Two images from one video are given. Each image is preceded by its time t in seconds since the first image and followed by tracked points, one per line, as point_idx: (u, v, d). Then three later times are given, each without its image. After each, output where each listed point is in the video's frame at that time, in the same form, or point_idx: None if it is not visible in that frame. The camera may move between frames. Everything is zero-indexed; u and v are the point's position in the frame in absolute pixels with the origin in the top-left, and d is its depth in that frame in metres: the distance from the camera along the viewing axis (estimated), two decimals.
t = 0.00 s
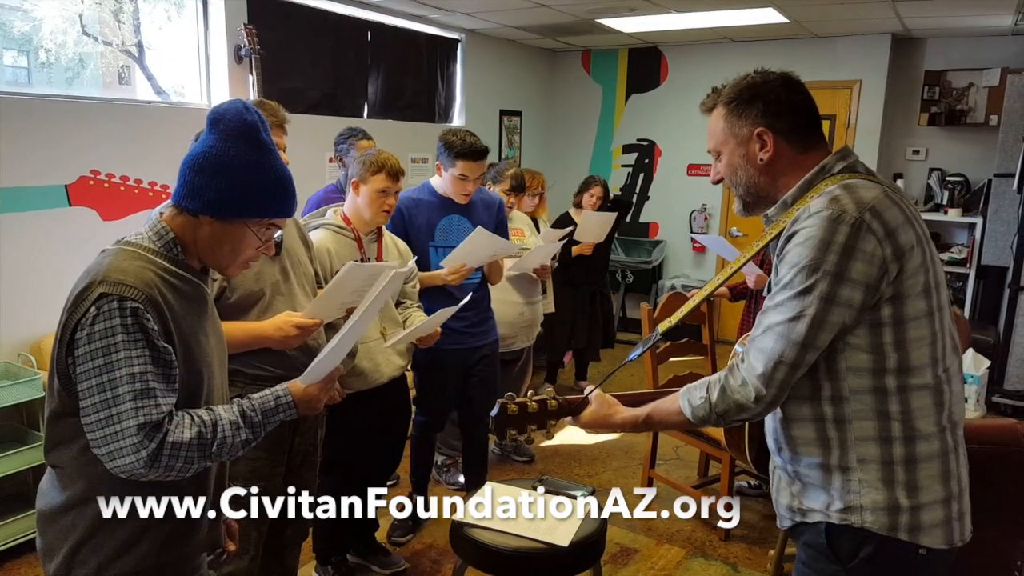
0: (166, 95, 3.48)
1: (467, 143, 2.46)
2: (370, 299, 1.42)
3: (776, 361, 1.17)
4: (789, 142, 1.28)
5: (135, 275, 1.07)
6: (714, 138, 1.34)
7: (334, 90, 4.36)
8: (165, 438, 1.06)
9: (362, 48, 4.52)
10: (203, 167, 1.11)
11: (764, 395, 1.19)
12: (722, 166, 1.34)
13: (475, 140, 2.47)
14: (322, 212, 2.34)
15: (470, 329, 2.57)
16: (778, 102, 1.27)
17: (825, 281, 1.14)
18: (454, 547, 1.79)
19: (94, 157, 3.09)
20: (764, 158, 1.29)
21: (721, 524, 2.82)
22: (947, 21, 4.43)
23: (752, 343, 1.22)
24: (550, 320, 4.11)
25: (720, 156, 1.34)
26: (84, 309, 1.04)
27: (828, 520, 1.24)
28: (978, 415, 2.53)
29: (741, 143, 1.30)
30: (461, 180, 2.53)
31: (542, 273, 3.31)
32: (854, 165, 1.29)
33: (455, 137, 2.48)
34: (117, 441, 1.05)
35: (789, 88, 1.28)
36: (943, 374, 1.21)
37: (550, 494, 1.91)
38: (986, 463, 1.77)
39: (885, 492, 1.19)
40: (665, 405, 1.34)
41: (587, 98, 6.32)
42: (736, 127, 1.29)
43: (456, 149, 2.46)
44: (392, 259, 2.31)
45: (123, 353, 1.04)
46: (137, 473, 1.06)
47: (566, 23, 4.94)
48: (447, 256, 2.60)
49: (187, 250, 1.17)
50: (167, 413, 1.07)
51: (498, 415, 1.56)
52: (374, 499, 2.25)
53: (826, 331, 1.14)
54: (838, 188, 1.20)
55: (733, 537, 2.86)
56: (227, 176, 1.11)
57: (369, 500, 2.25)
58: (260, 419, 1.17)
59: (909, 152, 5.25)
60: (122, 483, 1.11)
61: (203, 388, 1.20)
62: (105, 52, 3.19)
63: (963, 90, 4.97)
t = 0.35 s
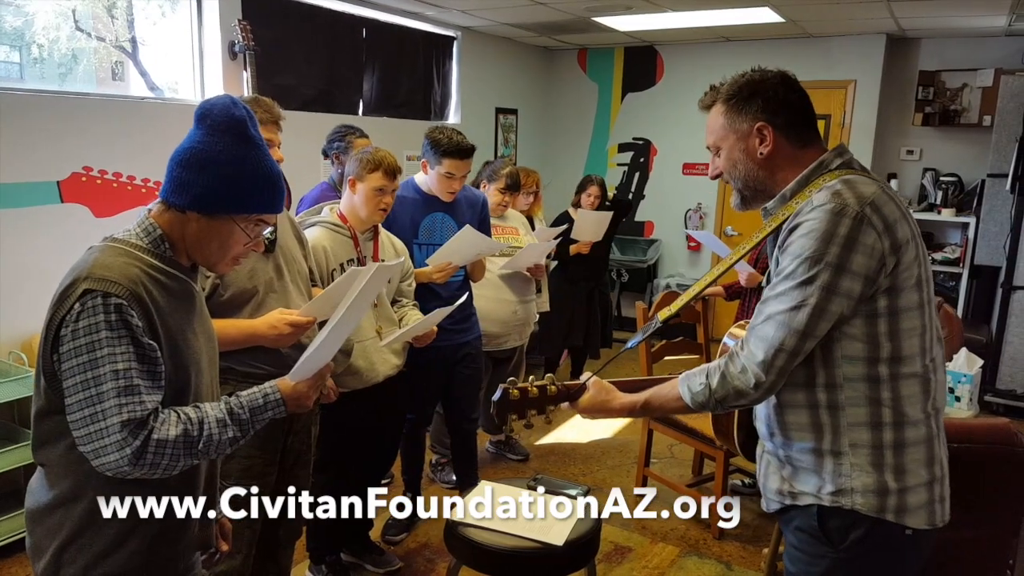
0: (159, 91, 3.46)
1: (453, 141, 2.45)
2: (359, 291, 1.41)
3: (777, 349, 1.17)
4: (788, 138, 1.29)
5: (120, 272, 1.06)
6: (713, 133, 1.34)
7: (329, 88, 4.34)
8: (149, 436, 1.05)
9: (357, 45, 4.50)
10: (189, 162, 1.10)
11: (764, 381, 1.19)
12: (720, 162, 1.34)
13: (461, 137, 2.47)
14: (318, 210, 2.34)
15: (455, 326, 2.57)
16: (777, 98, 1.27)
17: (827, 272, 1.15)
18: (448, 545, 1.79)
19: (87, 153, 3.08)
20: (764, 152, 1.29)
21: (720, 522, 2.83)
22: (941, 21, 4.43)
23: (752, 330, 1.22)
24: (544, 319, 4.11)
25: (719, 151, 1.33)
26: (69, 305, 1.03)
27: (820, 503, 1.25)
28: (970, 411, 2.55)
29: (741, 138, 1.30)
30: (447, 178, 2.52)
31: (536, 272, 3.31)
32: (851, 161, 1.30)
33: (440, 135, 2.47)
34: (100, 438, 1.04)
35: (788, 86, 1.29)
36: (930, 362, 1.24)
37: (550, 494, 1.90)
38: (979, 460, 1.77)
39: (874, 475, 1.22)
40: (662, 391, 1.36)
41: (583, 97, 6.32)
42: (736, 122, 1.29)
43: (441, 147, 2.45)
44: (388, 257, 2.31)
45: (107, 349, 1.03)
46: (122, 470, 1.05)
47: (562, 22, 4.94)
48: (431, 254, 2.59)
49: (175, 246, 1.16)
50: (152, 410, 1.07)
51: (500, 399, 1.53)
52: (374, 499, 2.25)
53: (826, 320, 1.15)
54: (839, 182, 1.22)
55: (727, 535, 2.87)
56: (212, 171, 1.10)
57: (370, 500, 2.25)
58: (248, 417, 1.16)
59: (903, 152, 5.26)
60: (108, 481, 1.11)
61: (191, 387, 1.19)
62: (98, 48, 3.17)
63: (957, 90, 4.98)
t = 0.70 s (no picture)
0: (152, 89, 3.44)
1: (449, 138, 2.43)
2: (349, 286, 1.41)
3: (781, 339, 1.17)
4: (793, 133, 1.29)
5: (108, 270, 1.05)
6: (718, 127, 1.33)
7: (321, 85, 4.32)
8: (138, 434, 1.04)
9: (350, 42, 4.48)
10: (177, 158, 1.09)
11: (765, 370, 1.19)
12: (725, 155, 1.34)
13: (458, 133, 2.45)
14: (311, 207, 2.32)
15: (453, 324, 2.55)
16: (784, 93, 1.27)
17: (834, 265, 1.16)
18: (440, 544, 1.78)
19: (79, 150, 3.06)
20: (769, 147, 1.29)
21: (720, 521, 2.81)
22: (935, 20, 4.45)
23: (756, 319, 1.22)
24: (538, 317, 4.11)
25: (724, 145, 1.33)
26: (57, 304, 1.02)
27: (810, 489, 1.25)
28: (962, 408, 2.56)
29: (746, 131, 1.30)
30: (444, 174, 2.50)
31: (530, 269, 3.30)
32: (853, 159, 1.31)
33: (436, 132, 2.46)
34: (89, 436, 1.03)
35: (795, 82, 1.28)
36: (921, 357, 1.26)
37: (549, 494, 1.89)
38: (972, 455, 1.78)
39: (865, 463, 1.22)
40: (665, 377, 1.34)
41: (577, 95, 6.31)
42: (743, 116, 1.29)
43: (438, 144, 2.44)
44: (381, 254, 2.29)
45: (96, 346, 1.02)
46: (111, 469, 1.05)
47: (556, 20, 4.93)
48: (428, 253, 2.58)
49: (164, 245, 1.15)
50: (141, 409, 1.05)
51: (502, 380, 1.52)
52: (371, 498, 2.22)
53: (830, 312, 1.16)
54: (847, 178, 1.22)
55: (720, 533, 2.87)
56: (199, 168, 1.09)
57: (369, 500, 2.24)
58: (238, 415, 1.15)
59: (896, 151, 5.28)
60: (94, 480, 1.10)
61: (181, 385, 1.18)
62: (90, 45, 3.14)
63: (949, 89, 5.00)
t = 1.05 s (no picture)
0: (150, 88, 3.43)
1: (455, 130, 2.45)
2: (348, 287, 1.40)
3: (790, 337, 1.17)
4: (800, 134, 1.29)
5: (105, 268, 1.05)
6: (725, 127, 1.33)
7: (319, 84, 4.31)
8: (135, 433, 1.04)
9: (349, 41, 4.48)
10: (177, 158, 1.09)
11: (775, 367, 1.19)
12: (731, 155, 1.33)
13: (462, 125, 2.47)
14: (310, 206, 2.31)
15: (472, 327, 2.56)
16: (792, 94, 1.27)
17: (844, 264, 1.15)
18: (438, 543, 1.78)
19: (77, 149, 3.05)
20: (776, 147, 1.29)
21: (721, 522, 2.82)
22: (934, 19, 4.45)
23: (765, 318, 1.22)
24: (537, 316, 4.11)
25: (730, 145, 1.33)
26: (54, 302, 1.02)
27: (815, 483, 1.25)
28: (962, 407, 2.56)
29: (754, 131, 1.29)
30: (455, 168, 2.50)
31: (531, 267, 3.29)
32: (857, 160, 1.31)
33: (443, 127, 2.47)
34: (86, 435, 1.03)
35: (802, 84, 1.29)
36: (925, 354, 1.27)
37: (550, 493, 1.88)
38: (973, 455, 1.78)
39: (871, 457, 1.23)
40: (672, 374, 1.33)
41: (575, 94, 6.31)
42: (751, 116, 1.28)
43: (445, 138, 2.45)
44: (379, 254, 2.29)
45: (93, 345, 1.02)
46: (107, 468, 1.04)
47: (554, 18, 4.92)
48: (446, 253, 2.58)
49: (163, 245, 1.15)
50: (137, 408, 1.05)
51: (514, 379, 1.51)
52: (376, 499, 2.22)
53: (839, 310, 1.16)
54: (854, 179, 1.23)
55: (719, 532, 2.87)
56: (199, 168, 1.09)
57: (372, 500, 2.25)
58: (236, 415, 1.14)
59: (894, 150, 5.28)
60: (90, 479, 1.09)
61: (177, 385, 1.18)
62: (89, 44, 3.13)
63: (948, 88, 5.00)
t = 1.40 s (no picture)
0: (145, 87, 3.42)
1: (454, 129, 2.47)
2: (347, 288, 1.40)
3: (787, 336, 1.17)
4: (792, 138, 1.30)
5: (102, 269, 1.05)
6: (717, 132, 1.33)
7: (315, 84, 4.31)
8: (135, 434, 1.04)
9: (345, 41, 4.47)
10: (171, 156, 1.09)
11: (774, 367, 1.19)
12: (724, 160, 1.34)
13: (461, 123, 2.49)
14: (305, 207, 2.32)
15: (483, 326, 2.56)
16: (784, 99, 1.28)
17: (836, 262, 1.16)
18: (435, 542, 1.78)
19: (72, 149, 3.04)
20: (768, 150, 1.30)
21: (720, 522, 2.86)
22: (927, 19, 4.47)
23: (761, 319, 1.22)
24: (533, 316, 4.12)
25: (722, 150, 1.33)
26: (52, 303, 1.02)
27: (820, 482, 1.26)
28: (956, 405, 2.57)
29: (746, 136, 1.30)
30: (457, 166, 2.50)
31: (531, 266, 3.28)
32: (847, 161, 1.32)
33: (443, 127, 2.49)
34: (85, 437, 1.03)
35: (792, 89, 1.30)
36: (923, 348, 1.28)
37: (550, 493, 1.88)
38: (967, 453, 1.79)
39: (874, 454, 1.23)
40: (672, 378, 1.33)
41: (571, 94, 6.32)
42: (743, 121, 1.29)
43: (445, 137, 2.47)
44: (376, 254, 2.30)
45: (91, 347, 1.02)
46: (107, 469, 1.04)
47: (550, 18, 4.93)
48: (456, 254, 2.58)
49: (159, 244, 1.15)
50: (136, 409, 1.05)
51: (516, 388, 1.54)
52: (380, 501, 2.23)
53: (834, 308, 1.17)
54: (843, 178, 1.23)
55: (714, 531, 2.88)
56: (193, 165, 1.09)
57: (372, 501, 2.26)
58: (235, 415, 1.15)
59: (889, 149, 5.30)
60: (90, 479, 1.10)
61: (176, 385, 1.18)
62: (84, 44, 3.13)
63: (942, 88, 5.02)
